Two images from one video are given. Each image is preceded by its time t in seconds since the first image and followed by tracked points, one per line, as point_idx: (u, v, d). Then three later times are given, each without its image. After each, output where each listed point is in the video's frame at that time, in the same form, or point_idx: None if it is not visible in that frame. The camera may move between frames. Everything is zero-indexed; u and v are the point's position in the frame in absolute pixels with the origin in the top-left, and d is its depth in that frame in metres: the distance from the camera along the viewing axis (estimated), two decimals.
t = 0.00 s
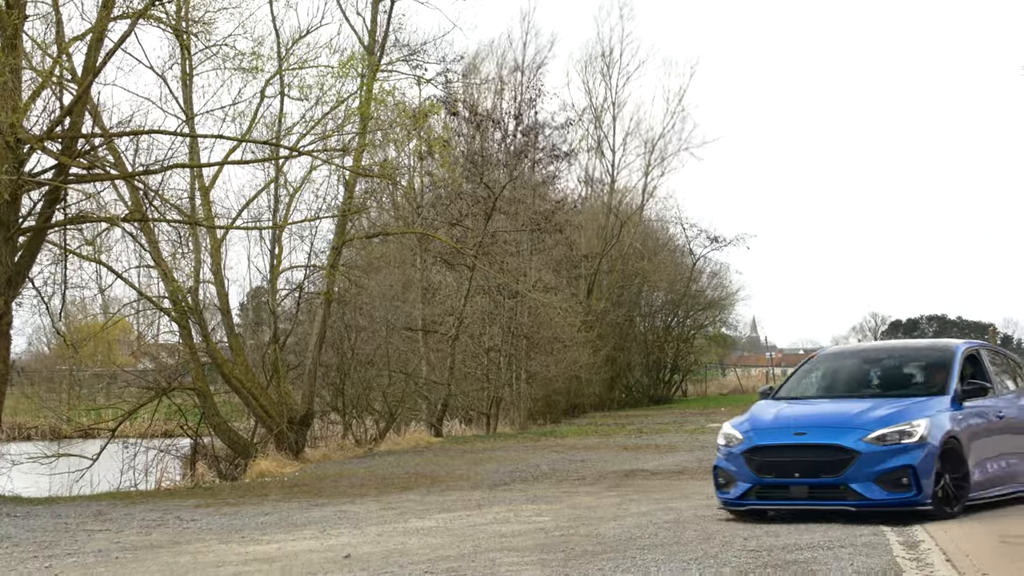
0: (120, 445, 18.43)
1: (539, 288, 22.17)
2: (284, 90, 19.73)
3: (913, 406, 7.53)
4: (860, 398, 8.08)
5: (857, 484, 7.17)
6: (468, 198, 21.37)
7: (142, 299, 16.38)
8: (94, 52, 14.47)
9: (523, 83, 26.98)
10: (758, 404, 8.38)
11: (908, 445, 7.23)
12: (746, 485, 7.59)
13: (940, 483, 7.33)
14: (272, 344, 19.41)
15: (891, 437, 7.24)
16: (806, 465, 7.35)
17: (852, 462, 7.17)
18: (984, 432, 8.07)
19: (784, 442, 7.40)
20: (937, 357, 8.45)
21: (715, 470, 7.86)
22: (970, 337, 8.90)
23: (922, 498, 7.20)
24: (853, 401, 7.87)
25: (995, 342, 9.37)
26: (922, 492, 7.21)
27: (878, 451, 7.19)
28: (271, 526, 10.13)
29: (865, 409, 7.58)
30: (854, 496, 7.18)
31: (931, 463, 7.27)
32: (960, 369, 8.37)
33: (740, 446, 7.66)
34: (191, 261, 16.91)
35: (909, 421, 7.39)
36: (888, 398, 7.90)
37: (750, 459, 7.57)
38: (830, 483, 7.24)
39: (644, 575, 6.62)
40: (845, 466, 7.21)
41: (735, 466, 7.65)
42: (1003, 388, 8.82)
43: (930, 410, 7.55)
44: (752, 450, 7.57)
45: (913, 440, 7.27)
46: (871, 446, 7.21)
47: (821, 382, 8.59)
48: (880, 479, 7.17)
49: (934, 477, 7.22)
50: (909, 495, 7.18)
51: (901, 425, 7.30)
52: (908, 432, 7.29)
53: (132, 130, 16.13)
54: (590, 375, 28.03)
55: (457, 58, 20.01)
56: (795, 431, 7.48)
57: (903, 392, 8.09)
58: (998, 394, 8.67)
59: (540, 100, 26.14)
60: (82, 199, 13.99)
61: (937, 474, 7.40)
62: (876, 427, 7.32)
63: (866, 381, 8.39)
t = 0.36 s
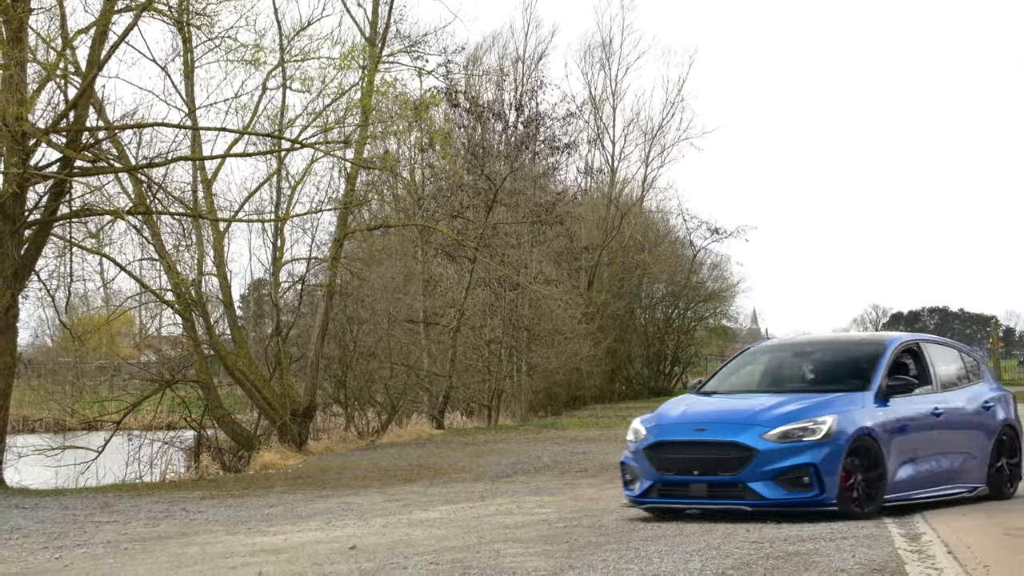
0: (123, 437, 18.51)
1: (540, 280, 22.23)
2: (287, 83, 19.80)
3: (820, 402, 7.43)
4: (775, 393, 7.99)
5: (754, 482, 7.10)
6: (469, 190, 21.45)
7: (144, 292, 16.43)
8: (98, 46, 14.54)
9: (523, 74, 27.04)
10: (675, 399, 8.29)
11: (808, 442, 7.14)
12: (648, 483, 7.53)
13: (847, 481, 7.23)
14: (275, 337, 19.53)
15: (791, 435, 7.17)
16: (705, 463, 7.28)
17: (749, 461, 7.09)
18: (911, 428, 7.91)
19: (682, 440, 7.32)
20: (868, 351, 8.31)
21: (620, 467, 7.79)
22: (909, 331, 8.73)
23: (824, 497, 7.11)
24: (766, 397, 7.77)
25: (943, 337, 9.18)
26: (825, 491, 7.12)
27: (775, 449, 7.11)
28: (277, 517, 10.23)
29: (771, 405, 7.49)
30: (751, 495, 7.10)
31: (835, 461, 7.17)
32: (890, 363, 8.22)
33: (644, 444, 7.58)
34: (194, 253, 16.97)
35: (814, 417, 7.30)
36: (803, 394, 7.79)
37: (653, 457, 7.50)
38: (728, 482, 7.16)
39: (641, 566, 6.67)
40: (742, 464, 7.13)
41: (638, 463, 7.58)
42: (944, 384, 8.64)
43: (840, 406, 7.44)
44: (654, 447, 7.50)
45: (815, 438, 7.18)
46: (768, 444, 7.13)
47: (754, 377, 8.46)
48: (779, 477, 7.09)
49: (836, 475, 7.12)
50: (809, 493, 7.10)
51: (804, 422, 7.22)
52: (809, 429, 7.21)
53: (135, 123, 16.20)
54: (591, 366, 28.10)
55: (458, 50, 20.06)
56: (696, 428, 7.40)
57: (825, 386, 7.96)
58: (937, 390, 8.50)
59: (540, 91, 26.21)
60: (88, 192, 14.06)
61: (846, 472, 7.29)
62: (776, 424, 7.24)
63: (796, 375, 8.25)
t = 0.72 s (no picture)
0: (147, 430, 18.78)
1: (558, 274, 22.34)
2: (306, 79, 20.02)
3: (723, 398, 7.33)
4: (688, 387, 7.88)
5: (649, 481, 7.03)
6: (487, 185, 21.62)
7: (166, 286, 16.68)
8: (121, 43, 14.78)
9: (541, 69, 27.16)
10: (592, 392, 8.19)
11: (705, 440, 7.07)
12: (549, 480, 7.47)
13: (747, 480, 7.16)
14: (295, 331, 19.85)
15: (686, 434, 7.09)
16: (602, 461, 7.22)
17: (643, 459, 7.03)
18: (834, 425, 7.77)
19: (579, 437, 7.24)
20: (794, 345, 8.10)
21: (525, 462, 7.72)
22: (848, 324, 8.51)
23: (721, 495, 7.05)
24: (675, 392, 7.68)
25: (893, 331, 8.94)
26: (722, 490, 7.06)
27: (670, 447, 7.04)
28: (300, 509, 10.42)
29: (674, 402, 7.39)
30: (647, 494, 7.04)
31: (735, 459, 7.11)
32: (815, 358, 8.04)
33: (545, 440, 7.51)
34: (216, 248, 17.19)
35: (714, 414, 7.20)
36: (718, 389, 7.67)
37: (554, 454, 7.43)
38: (623, 481, 7.10)
39: (662, 558, 6.80)
40: (637, 463, 7.07)
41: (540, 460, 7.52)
42: (885, 379, 8.42)
43: (745, 402, 7.35)
44: (556, 444, 7.42)
45: (713, 436, 7.11)
46: (664, 442, 7.06)
47: (680, 374, 8.23)
48: (675, 476, 7.03)
49: (734, 473, 7.06)
50: (706, 491, 7.04)
51: (703, 420, 7.14)
52: (708, 426, 7.13)
53: (157, 120, 16.45)
54: (608, 360, 28.19)
55: (475, 46, 20.22)
56: (596, 425, 7.32)
57: (743, 382, 7.80)
58: (874, 385, 8.29)
59: (559, 85, 26.32)
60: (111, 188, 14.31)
61: (747, 471, 7.22)
62: (673, 422, 7.15)
63: (719, 370, 8.02)
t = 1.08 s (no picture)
0: (195, 421, 19.37)
1: (600, 268, 22.47)
2: (352, 77, 20.51)
3: (636, 395, 7.34)
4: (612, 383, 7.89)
5: (552, 479, 7.04)
6: (530, 182, 22.00)
7: (212, 281, 17.20)
8: (171, 43, 15.31)
9: (582, 66, 27.50)
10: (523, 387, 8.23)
11: (609, 438, 7.07)
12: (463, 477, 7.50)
13: (654, 478, 7.18)
14: (341, 325, 20.47)
15: (591, 431, 7.10)
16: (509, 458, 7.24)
17: (546, 457, 7.04)
18: (760, 421, 7.80)
19: (489, 433, 7.28)
20: (727, 341, 8.09)
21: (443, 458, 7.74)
22: (793, 318, 8.52)
23: (624, 494, 7.06)
24: (595, 388, 7.69)
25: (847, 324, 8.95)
26: (625, 489, 7.07)
27: (573, 445, 7.05)
28: (347, 497, 10.88)
29: (586, 398, 7.40)
30: (549, 491, 7.06)
31: (641, 457, 7.11)
32: (749, 353, 8.05)
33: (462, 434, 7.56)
34: (263, 244, 17.67)
35: (622, 411, 7.20)
36: (641, 385, 7.69)
37: (466, 450, 7.46)
38: (529, 479, 7.12)
39: (702, 545, 7.07)
40: (541, 460, 7.08)
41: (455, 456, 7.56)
42: (827, 374, 8.45)
43: (658, 399, 7.35)
44: (469, 440, 7.46)
45: (619, 433, 7.11)
46: (567, 439, 7.07)
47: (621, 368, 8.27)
48: (577, 474, 7.04)
49: (638, 472, 7.07)
50: (609, 490, 7.05)
51: (609, 417, 7.14)
52: (614, 423, 7.13)
53: (206, 118, 16.99)
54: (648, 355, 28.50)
55: (517, 44, 20.58)
56: (506, 421, 7.34)
57: (672, 377, 7.83)
58: (814, 381, 8.31)
59: (600, 83, 26.64)
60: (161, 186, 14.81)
61: (656, 469, 7.23)
62: (580, 419, 7.16)
63: (657, 365, 8.01)
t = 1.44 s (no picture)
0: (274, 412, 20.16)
1: (673, 261, 22.63)
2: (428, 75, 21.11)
3: (564, 390, 7.74)
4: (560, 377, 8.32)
5: (476, 473, 7.49)
6: (602, 177, 22.43)
7: (290, 274, 17.91)
8: (250, 43, 16.04)
9: (654, 63, 27.80)
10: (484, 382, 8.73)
11: (532, 433, 7.50)
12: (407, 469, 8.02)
13: (579, 472, 7.58)
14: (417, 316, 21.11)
15: (514, 426, 7.52)
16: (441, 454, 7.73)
17: (470, 452, 7.48)
18: (704, 414, 8.13)
19: (423, 429, 7.78)
20: (675, 335, 8.44)
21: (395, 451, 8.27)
22: (753, 309, 8.81)
23: (548, 487, 7.48)
24: (537, 384, 8.11)
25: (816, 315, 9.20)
26: (549, 482, 7.48)
27: (497, 440, 7.47)
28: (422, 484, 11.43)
29: (517, 394, 7.83)
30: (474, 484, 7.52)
31: (563, 451, 7.52)
32: (695, 347, 8.38)
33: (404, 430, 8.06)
34: (342, 238, 18.34)
35: (547, 406, 7.62)
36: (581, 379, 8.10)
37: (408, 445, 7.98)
38: (457, 473, 7.59)
39: (768, 532, 7.43)
40: (466, 455, 7.52)
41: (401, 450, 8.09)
42: (786, 367, 8.73)
43: (586, 394, 7.74)
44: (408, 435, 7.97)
45: (540, 428, 7.53)
46: (492, 435, 7.50)
47: (586, 361, 8.71)
48: (500, 468, 7.48)
49: (560, 465, 7.47)
50: (532, 484, 7.47)
51: (533, 412, 7.56)
52: (538, 417, 7.56)
53: (286, 116, 17.71)
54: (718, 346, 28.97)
55: (590, 41, 20.98)
56: (439, 418, 7.83)
57: (620, 371, 8.24)
58: (769, 373, 8.61)
59: (672, 79, 26.93)
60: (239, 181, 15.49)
61: (583, 463, 7.64)
62: (504, 414, 7.59)
63: (614, 359, 8.43)
